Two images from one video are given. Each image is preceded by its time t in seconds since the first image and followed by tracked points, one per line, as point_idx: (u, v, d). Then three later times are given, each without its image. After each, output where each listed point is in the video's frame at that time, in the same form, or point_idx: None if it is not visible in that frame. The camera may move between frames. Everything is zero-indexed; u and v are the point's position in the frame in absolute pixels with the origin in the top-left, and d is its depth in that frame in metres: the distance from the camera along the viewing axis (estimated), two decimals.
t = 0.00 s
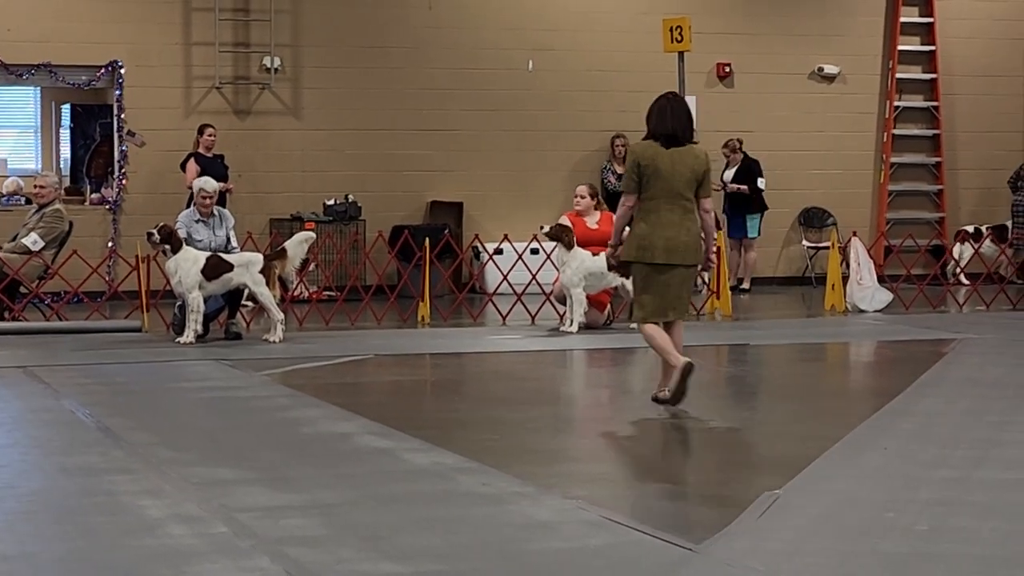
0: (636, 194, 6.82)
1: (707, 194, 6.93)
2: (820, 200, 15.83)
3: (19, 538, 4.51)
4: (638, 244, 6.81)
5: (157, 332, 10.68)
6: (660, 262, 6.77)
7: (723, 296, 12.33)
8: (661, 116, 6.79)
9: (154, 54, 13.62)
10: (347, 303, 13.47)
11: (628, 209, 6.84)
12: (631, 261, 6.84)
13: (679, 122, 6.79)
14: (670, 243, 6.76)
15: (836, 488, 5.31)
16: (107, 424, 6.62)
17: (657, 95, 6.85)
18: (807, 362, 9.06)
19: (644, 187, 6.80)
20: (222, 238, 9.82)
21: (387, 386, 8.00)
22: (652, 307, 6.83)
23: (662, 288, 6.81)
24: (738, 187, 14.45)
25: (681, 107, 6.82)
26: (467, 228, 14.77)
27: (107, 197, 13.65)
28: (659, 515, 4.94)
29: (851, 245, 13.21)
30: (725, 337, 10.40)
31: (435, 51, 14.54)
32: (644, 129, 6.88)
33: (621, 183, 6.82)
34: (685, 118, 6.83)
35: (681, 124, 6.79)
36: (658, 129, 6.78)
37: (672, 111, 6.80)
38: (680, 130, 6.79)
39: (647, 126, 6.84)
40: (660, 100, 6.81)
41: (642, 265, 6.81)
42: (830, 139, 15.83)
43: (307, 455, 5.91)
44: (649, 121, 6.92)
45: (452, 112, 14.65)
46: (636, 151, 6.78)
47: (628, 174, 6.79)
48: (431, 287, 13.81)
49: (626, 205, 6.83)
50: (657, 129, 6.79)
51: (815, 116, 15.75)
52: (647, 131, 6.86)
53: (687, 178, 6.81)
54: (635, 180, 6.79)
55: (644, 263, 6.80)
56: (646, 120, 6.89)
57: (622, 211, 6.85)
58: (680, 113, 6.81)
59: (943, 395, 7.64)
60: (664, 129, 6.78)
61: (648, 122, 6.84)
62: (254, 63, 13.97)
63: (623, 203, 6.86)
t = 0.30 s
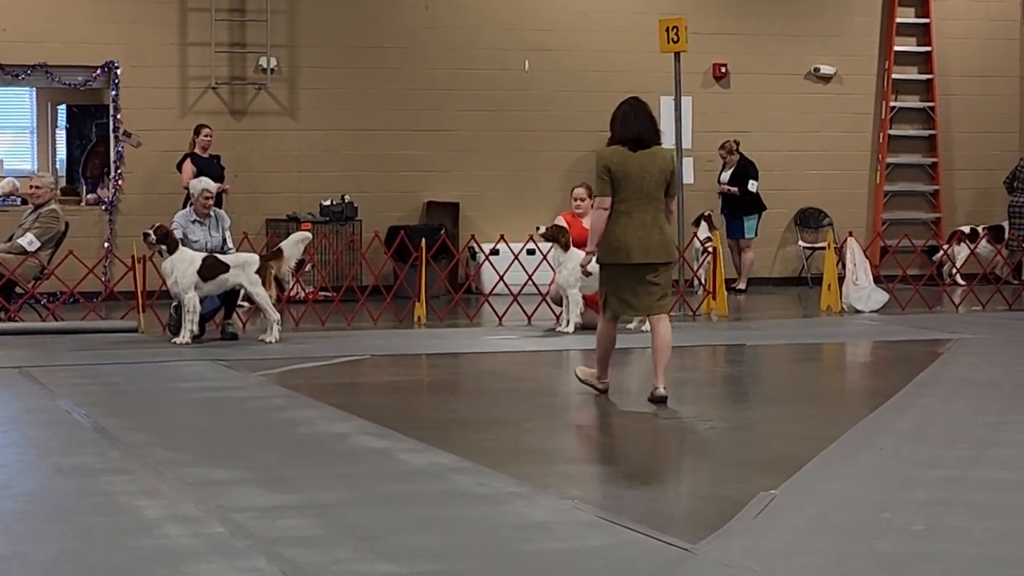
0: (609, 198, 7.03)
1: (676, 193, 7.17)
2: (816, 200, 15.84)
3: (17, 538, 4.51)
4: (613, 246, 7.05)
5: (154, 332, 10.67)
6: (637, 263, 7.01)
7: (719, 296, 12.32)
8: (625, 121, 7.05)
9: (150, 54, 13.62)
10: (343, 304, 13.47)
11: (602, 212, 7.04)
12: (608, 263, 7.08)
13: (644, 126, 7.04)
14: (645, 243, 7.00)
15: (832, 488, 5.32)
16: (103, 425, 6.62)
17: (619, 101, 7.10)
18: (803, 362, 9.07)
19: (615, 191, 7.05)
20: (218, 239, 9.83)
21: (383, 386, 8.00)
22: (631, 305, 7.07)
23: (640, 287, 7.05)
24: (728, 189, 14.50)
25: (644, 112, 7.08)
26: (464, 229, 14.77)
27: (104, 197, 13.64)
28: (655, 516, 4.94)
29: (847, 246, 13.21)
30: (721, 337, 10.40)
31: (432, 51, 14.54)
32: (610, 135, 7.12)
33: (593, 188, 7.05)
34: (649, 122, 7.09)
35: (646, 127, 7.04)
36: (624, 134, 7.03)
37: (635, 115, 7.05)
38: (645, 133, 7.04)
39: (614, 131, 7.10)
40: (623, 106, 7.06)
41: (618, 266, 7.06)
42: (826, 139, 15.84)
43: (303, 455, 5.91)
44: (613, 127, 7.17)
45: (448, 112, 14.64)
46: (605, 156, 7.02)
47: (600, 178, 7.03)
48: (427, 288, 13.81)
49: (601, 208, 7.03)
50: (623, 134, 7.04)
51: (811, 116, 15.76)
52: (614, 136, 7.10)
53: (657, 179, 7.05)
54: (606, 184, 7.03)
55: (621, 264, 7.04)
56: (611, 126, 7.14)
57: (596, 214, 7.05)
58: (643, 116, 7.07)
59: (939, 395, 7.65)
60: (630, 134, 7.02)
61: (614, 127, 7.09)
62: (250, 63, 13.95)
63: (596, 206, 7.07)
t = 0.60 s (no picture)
0: (572, 193, 7.25)
1: (639, 189, 7.39)
2: (815, 201, 15.84)
3: (16, 539, 4.51)
4: (575, 239, 7.26)
5: (152, 334, 10.67)
6: (596, 256, 7.24)
7: (717, 298, 12.26)
8: (591, 119, 7.22)
9: (149, 55, 13.62)
10: (341, 306, 13.49)
11: (564, 207, 7.27)
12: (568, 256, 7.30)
13: (610, 124, 7.24)
14: (604, 237, 7.23)
15: (831, 490, 5.32)
16: (101, 426, 6.61)
17: (585, 98, 7.29)
18: (801, 364, 9.09)
19: (577, 186, 7.26)
20: (217, 241, 9.81)
21: (382, 387, 8.00)
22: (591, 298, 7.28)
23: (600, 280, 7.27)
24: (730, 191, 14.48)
25: (610, 109, 7.25)
26: (463, 230, 14.78)
27: (102, 199, 13.65)
28: (653, 517, 4.94)
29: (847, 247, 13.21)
30: (720, 339, 10.41)
31: (431, 52, 14.54)
32: (576, 131, 7.32)
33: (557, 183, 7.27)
34: (614, 119, 7.28)
35: (611, 125, 7.24)
36: (590, 131, 7.22)
37: (602, 113, 7.23)
38: (610, 131, 7.24)
39: (579, 128, 7.29)
40: (589, 104, 7.24)
41: (579, 259, 7.27)
42: (824, 140, 15.84)
43: (302, 456, 5.91)
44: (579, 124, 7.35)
45: (447, 113, 14.65)
46: (569, 152, 7.23)
47: (563, 173, 7.24)
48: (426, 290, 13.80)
49: (562, 203, 7.26)
50: (588, 131, 7.23)
51: (810, 118, 15.77)
52: (579, 132, 7.30)
53: (619, 175, 7.27)
54: (569, 179, 7.24)
55: (581, 257, 7.26)
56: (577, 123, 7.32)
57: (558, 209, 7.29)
58: (609, 114, 7.25)
59: (937, 396, 7.66)
60: (596, 131, 7.22)
61: (580, 124, 7.28)
62: (248, 65, 13.96)
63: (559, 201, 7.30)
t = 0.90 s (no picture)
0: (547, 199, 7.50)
1: (614, 200, 7.60)
2: (815, 203, 15.84)
3: (15, 542, 4.51)
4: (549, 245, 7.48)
5: (152, 336, 10.66)
6: (568, 262, 7.44)
7: (717, 300, 12.26)
8: (573, 128, 7.44)
9: (148, 57, 13.63)
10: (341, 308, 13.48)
11: (537, 213, 7.56)
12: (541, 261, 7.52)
13: (589, 135, 7.45)
14: (577, 244, 7.43)
15: (830, 492, 5.32)
16: (101, 428, 6.61)
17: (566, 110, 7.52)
18: (801, 365, 9.09)
19: (553, 194, 7.50)
20: (217, 244, 9.81)
21: (382, 390, 7.99)
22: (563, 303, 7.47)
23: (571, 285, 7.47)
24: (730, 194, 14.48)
25: (589, 121, 7.47)
26: (462, 232, 14.77)
27: (102, 201, 13.64)
28: (652, 519, 4.94)
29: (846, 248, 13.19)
30: (720, 340, 10.40)
31: (430, 55, 14.55)
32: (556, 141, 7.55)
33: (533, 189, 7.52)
34: (594, 131, 7.49)
35: (589, 136, 7.44)
36: (570, 140, 7.44)
37: (582, 123, 7.45)
38: (590, 141, 7.45)
39: (559, 138, 7.51)
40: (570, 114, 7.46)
41: (551, 264, 7.49)
42: (824, 142, 15.85)
43: (302, 459, 5.91)
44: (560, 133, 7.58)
45: (446, 116, 14.65)
46: (547, 160, 7.47)
47: (540, 180, 7.48)
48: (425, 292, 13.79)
49: (536, 209, 7.55)
50: (568, 140, 7.44)
51: (810, 120, 15.77)
52: (558, 142, 7.53)
53: (596, 185, 7.48)
54: (545, 186, 7.48)
55: (554, 263, 7.47)
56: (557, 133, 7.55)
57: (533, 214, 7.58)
58: (588, 125, 7.46)
59: (937, 398, 7.66)
60: (575, 141, 7.43)
61: (559, 133, 7.50)
62: (248, 67, 13.96)
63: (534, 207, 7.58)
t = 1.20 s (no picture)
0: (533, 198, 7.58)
1: (594, 198, 7.75)
2: (815, 205, 15.84)
3: (15, 545, 4.51)
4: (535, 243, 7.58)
5: (152, 339, 10.66)
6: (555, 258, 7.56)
7: (717, 301, 12.31)
8: (554, 128, 7.54)
9: (149, 60, 13.63)
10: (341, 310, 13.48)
11: (525, 211, 7.60)
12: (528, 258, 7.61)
13: (569, 134, 7.57)
14: (563, 241, 7.55)
15: (831, 493, 5.32)
16: (101, 431, 6.61)
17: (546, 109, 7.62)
18: (801, 368, 9.08)
19: (538, 193, 7.59)
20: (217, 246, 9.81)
21: (383, 392, 7.99)
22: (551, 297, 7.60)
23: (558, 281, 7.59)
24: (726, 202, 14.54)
25: (569, 121, 7.59)
26: (462, 234, 14.76)
27: (102, 204, 13.64)
28: (652, 521, 4.94)
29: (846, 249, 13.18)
30: (720, 343, 10.40)
31: (430, 57, 14.55)
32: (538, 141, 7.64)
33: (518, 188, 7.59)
34: (574, 130, 7.61)
35: (570, 136, 7.57)
36: (551, 140, 7.55)
37: (563, 123, 7.56)
38: (570, 141, 7.58)
39: (541, 138, 7.61)
40: (552, 114, 7.56)
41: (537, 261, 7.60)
42: (824, 144, 15.85)
43: (302, 461, 5.91)
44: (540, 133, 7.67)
45: (446, 118, 14.65)
46: (531, 160, 7.56)
47: (524, 179, 7.57)
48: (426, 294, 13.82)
49: (524, 207, 7.60)
50: (550, 140, 7.55)
51: (810, 122, 15.78)
52: (540, 141, 7.62)
53: (578, 182, 7.60)
54: (531, 185, 7.56)
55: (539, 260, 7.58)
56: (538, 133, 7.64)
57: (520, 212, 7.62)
58: (569, 124, 7.58)
59: (937, 399, 7.65)
60: (558, 141, 7.55)
61: (542, 133, 7.60)
62: (248, 70, 13.96)
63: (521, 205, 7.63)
